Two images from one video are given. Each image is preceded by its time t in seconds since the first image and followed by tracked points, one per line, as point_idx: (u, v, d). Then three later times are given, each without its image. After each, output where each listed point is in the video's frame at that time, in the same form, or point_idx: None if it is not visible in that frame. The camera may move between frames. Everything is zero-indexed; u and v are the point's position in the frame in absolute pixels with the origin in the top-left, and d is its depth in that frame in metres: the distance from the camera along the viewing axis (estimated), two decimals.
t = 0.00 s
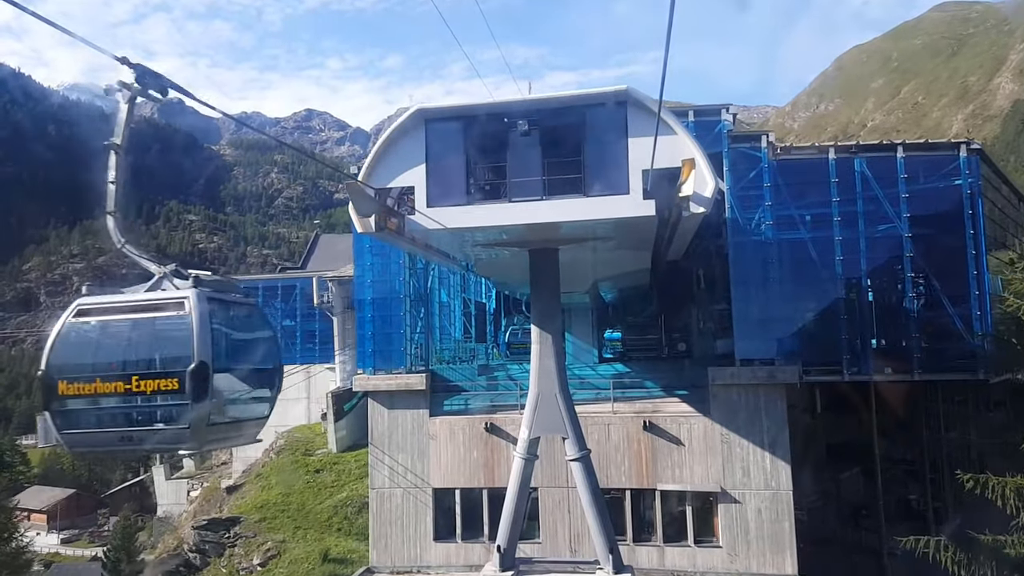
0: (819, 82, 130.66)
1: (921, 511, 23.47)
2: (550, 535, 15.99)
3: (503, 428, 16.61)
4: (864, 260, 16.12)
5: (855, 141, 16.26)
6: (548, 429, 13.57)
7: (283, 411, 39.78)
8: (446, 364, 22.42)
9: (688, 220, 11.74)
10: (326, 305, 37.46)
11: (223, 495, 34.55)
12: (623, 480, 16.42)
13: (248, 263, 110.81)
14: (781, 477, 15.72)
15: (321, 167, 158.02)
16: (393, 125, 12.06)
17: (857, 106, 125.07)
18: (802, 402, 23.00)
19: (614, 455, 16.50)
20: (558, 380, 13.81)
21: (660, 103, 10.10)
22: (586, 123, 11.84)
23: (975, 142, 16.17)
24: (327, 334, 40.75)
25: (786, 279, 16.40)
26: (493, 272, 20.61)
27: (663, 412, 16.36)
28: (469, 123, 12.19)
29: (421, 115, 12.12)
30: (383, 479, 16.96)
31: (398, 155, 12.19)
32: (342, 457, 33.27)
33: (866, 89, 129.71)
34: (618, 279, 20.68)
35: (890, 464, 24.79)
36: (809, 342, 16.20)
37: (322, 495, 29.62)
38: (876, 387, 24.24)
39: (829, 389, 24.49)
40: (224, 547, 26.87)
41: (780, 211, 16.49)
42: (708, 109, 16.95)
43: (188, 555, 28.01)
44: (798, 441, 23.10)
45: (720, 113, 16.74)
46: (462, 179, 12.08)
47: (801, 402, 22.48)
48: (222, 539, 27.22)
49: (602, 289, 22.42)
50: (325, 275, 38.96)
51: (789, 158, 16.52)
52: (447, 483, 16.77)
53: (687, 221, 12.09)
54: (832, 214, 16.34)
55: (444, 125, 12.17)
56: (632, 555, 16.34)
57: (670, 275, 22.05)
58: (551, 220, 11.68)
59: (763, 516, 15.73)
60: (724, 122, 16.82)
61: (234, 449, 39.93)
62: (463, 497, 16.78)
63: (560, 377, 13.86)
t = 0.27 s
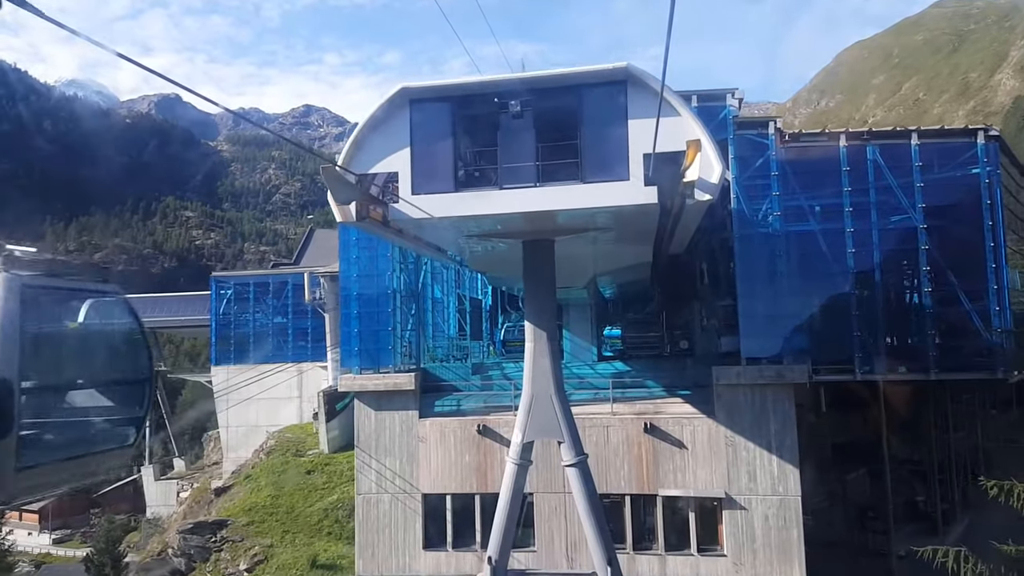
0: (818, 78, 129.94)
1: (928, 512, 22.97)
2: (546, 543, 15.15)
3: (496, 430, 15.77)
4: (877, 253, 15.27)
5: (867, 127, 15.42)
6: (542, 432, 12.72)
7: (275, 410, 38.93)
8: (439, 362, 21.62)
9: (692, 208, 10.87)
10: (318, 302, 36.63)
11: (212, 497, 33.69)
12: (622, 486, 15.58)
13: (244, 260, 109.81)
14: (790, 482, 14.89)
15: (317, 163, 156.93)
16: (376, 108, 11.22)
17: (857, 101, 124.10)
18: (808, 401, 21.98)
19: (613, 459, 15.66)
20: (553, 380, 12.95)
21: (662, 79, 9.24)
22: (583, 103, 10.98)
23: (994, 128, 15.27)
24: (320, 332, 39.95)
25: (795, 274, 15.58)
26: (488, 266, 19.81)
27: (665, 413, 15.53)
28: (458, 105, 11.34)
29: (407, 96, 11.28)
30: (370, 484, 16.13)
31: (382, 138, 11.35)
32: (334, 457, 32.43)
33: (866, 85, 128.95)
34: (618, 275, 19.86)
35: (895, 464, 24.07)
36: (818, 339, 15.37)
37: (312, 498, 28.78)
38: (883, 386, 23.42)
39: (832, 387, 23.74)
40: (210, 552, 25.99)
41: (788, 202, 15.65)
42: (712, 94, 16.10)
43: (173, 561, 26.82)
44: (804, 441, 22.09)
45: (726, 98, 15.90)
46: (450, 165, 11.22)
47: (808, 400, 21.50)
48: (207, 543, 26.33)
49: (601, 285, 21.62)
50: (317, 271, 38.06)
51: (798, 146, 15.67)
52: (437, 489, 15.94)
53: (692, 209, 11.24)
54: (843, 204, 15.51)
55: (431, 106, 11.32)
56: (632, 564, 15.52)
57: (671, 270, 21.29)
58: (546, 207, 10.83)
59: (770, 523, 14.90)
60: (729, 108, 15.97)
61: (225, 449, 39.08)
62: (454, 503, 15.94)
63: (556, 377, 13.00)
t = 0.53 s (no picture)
0: (814, 74, 129.28)
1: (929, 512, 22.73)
2: (538, 551, 14.45)
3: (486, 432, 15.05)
4: (883, 246, 14.57)
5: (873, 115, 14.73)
6: (533, 437, 11.99)
7: (264, 410, 38.14)
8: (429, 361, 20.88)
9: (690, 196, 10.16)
10: (307, 299, 35.84)
11: (199, 500, 32.96)
12: (618, 491, 14.87)
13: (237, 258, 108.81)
14: (793, 485, 14.21)
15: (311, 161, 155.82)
16: (350, 92, 10.47)
17: (853, 97, 123.55)
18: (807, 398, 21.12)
19: (608, 463, 14.93)
20: (544, 381, 12.21)
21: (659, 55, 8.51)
22: (573, 85, 10.26)
23: (1006, 115, 14.58)
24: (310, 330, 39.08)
25: (798, 268, 14.85)
26: (478, 261, 19.05)
27: (662, 414, 14.83)
28: (440, 87, 10.61)
29: (385, 77, 10.55)
30: (353, 489, 15.40)
31: (359, 122, 10.59)
32: (323, 459, 31.67)
33: (862, 81, 128.36)
34: (613, 270, 19.16)
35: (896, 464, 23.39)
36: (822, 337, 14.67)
37: (301, 501, 28.06)
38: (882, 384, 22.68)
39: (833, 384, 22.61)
40: (193, 557, 25.10)
41: (791, 193, 14.94)
42: (711, 79, 15.39)
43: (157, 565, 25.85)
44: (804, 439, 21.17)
45: (726, 85, 15.18)
46: (432, 151, 10.50)
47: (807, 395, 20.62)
48: (191, 548, 25.41)
49: (596, 280, 20.85)
50: (307, 268, 37.24)
51: (800, 134, 14.98)
52: (423, 494, 15.21)
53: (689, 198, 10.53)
54: (847, 195, 14.81)
55: (410, 88, 10.59)
56: (628, 572, 14.82)
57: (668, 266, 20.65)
58: (533, 196, 10.10)
59: (772, 529, 14.22)
60: (729, 94, 15.24)
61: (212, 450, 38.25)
62: (442, 508, 15.22)
63: (548, 377, 12.26)
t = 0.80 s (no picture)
0: (807, 71, 128.90)
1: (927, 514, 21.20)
2: (525, 562, 13.66)
3: (470, 436, 14.27)
4: (888, 239, 13.83)
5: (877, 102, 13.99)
6: (518, 444, 11.18)
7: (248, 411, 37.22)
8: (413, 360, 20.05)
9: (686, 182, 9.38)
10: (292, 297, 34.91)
11: (179, 504, 32.04)
12: (609, 498, 14.09)
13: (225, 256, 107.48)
14: (792, 492, 13.47)
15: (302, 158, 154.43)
16: (318, 68, 9.64)
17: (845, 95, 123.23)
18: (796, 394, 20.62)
19: (599, 468, 14.14)
20: (530, 383, 11.40)
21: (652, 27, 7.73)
22: (561, 64, 9.48)
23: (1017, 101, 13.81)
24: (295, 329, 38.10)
25: (798, 263, 14.08)
26: (463, 256, 18.22)
27: (656, 418, 14.05)
28: (415, 66, 9.79)
29: (356, 54, 9.73)
30: (330, 498, 14.60)
31: (327, 102, 9.77)
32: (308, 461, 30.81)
33: (854, 79, 128.13)
34: (605, 266, 18.38)
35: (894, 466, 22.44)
36: (824, 335, 13.93)
37: (283, 504, 27.30)
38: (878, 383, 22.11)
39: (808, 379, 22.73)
40: (170, 565, 24.33)
41: (791, 184, 14.19)
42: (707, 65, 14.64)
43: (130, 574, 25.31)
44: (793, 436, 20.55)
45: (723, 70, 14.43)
46: (408, 135, 9.69)
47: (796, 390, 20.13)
48: (167, 556, 24.64)
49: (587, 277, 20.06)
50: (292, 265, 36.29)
51: (800, 122, 14.23)
52: (404, 503, 14.41)
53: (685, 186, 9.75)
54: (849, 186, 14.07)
55: (384, 66, 9.77)
56: None
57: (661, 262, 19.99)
58: (518, 183, 9.31)
59: (771, 539, 13.48)
60: (726, 80, 14.47)
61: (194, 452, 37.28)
62: (423, 517, 14.43)
63: (534, 380, 11.45)
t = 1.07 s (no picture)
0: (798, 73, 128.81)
1: (923, 520, 20.20)
2: None
3: (450, 442, 13.50)
4: (893, 235, 13.03)
5: (880, 90, 13.16)
6: (499, 453, 10.35)
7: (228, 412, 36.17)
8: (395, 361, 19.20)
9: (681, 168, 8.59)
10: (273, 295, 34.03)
11: (153, 509, 31.06)
12: (597, 509, 13.29)
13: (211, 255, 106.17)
14: (791, 502, 12.71)
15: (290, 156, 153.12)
16: (280, 45, 8.84)
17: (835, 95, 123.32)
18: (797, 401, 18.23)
19: (586, 477, 13.34)
20: (513, 388, 10.57)
21: None
22: (544, 39, 8.66)
23: None
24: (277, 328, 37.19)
25: (798, 259, 13.25)
26: (445, 253, 17.40)
27: (646, 424, 13.28)
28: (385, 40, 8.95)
29: (320, 28, 8.89)
30: (301, 509, 13.76)
31: (293, 83, 9.02)
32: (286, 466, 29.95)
33: (844, 79, 128.14)
34: (594, 263, 17.60)
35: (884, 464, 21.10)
36: (824, 336, 13.20)
37: (260, 510, 26.48)
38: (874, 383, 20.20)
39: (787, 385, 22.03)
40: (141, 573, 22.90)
41: (791, 176, 13.39)
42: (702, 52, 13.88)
43: None
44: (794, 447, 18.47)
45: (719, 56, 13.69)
46: (377, 116, 8.87)
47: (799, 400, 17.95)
48: (138, 563, 23.25)
49: (575, 274, 19.28)
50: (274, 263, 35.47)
51: (801, 110, 13.42)
52: (379, 514, 13.59)
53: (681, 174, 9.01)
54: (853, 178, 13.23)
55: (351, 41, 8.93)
56: None
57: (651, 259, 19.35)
58: (499, 171, 8.56)
59: (768, 552, 12.72)
60: (722, 66, 13.68)
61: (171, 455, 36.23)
62: (401, 530, 13.61)
63: (517, 384, 10.62)
